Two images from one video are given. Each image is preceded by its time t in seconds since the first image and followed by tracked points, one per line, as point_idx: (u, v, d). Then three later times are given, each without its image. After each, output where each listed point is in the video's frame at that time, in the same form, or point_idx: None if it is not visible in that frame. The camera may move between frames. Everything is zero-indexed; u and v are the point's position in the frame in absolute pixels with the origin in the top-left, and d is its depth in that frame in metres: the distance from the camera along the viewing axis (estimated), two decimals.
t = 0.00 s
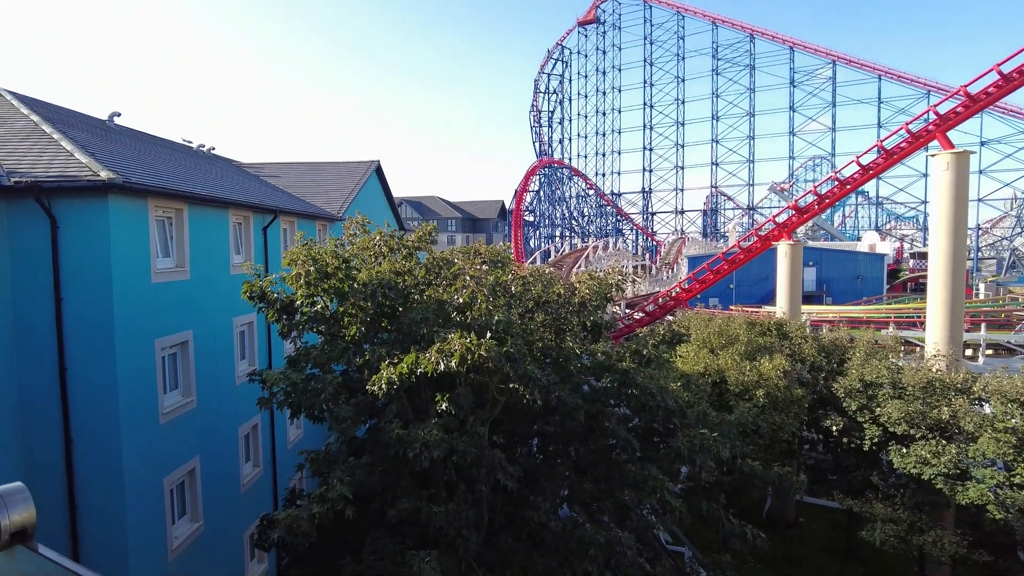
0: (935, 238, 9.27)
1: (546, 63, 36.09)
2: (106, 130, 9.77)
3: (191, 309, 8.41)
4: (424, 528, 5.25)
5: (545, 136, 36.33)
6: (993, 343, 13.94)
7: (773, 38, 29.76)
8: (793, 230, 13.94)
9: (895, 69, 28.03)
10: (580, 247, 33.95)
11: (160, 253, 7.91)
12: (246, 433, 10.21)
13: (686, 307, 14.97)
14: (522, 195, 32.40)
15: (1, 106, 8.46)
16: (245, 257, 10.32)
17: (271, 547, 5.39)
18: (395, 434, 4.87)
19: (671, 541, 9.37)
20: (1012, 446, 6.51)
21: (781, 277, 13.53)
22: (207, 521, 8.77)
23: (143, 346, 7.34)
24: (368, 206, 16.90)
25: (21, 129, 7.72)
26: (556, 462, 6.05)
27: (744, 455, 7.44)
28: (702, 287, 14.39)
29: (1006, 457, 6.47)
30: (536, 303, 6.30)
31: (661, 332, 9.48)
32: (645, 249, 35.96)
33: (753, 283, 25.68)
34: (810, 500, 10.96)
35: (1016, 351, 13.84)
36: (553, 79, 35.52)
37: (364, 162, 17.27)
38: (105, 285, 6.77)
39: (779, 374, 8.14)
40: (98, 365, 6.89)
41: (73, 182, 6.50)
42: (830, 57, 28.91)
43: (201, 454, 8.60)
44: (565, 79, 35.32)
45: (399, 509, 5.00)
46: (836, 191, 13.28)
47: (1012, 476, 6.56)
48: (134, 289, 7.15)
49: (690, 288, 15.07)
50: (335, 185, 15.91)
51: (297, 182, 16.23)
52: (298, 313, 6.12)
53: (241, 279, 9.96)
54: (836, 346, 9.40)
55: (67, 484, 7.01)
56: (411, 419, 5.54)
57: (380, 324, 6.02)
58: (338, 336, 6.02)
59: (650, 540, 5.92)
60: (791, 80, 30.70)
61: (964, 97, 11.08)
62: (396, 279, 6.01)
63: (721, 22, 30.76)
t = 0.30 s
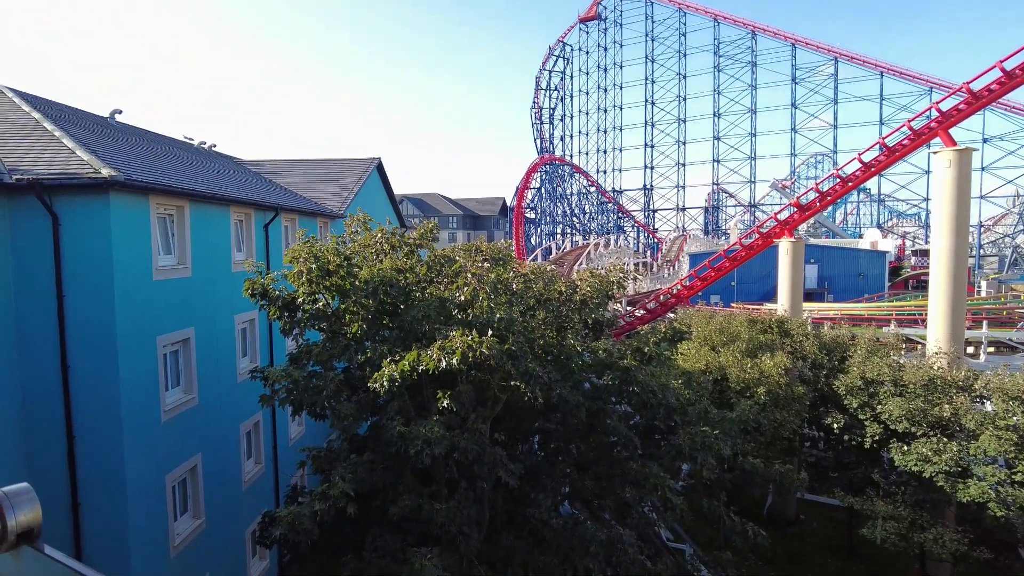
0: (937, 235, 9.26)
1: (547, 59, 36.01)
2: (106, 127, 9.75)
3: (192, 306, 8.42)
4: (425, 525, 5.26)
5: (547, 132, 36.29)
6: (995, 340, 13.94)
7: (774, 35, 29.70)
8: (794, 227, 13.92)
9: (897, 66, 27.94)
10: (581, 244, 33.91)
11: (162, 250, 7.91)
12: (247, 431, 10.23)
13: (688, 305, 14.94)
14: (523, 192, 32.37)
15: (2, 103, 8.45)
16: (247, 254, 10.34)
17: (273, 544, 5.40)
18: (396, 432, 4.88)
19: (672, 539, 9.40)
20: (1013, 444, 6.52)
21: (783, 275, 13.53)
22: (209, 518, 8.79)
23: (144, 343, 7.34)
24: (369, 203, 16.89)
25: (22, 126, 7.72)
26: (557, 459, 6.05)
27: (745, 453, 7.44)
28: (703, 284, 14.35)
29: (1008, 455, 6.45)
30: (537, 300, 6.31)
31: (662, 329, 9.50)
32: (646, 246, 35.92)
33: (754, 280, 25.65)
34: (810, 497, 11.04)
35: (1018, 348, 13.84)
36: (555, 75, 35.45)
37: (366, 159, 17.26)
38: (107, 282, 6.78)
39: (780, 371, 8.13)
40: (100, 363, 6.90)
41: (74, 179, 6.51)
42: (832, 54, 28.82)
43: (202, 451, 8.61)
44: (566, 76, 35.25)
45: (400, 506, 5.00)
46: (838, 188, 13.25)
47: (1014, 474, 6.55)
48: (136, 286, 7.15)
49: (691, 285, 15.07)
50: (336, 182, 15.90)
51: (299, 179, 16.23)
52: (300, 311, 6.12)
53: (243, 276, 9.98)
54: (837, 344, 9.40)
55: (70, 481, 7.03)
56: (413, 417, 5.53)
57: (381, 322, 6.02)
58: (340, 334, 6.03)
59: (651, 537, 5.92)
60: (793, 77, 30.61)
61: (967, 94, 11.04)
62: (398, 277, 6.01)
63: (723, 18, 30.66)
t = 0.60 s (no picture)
0: (938, 235, 9.25)
1: (548, 59, 35.96)
2: (108, 127, 9.77)
3: (194, 305, 8.43)
4: (426, 524, 5.26)
5: (548, 132, 36.28)
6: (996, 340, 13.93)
7: (776, 34, 29.63)
8: (796, 227, 13.89)
9: (899, 65, 27.89)
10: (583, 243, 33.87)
11: (163, 250, 7.93)
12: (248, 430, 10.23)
13: (689, 304, 14.90)
14: (524, 190, 32.34)
15: (4, 103, 8.47)
16: (248, 254, 10.35)
17: (274, 543, 5.41)
18: (397, 431, 4.88)
19: (673, 538, 9.41)
20: (1015, 444, 6.50)
21: (784, 274, 13.51)
22: (210, 517, 8.80)
23: (146, 342, 7.35)
24: (371, 202, 16.90)
25: (24, 125, 7.73)
26: (558, 459, 6.05)
27: (746, 452, 7.44)
28: (704, 284, 14.31)
29: (1010, 454, 6.44)
30: (538, 300, 6.31)
31: (663, 329, 9.50)
32: (648, 245, 35.89)
33: (755, 280, 25.64)
34: (811, 496, 11.05)
35: (1020, 348, 13.82)
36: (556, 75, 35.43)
37: (367, 158, 17.26)
38: (108, 281, 6.79)
39: (781, 371, 8.13)
40: (102, 363, 6.92)
41: (76, 178, 6.52)
42: (834, 53, 28.77)
43: (204, 450, 8.62)
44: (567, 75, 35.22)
45: (402, 505, 5.00)
46: (840, 188, 13.23)
47: (1015, 474, 6.54)
48: (138, 286, 7.17)
49: (693, 285, 15.05)
50: (338, 181, 15.91)
51: (300, 179, 16.24)
52: (302, 310, 6.13)
53: (244, 276, 9.99)
54: (839, 343, 9.39)
55: (72, 480, 7.04)
56: (414, 416, 5.54)
57: (383, 321, 6.03)
58: (341, 333, 6.04)
59: (652, 536, 5.92)
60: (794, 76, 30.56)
61: (969, 92, 11.02)
62: (399, 277, 6.02)
63: (724, 17, 30.61)
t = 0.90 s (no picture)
0: (940, 235, 9.23)
1: (549, 58, 35.93)
2: (109, 127, 9.78)
3: (195, 304, 8.43)
4: (427, 523, 5.25)
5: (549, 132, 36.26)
6: (998, 339, 13.91)
7: (777, 33, 29.60)
8: (797, 226, 13.88)
9: (900, 64, 27.86)
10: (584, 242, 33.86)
11: (164, 249, 7.93)
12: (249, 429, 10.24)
13: (690, 304, 14.89)
14: (525, 190, 32.33)
15: (5, 103, 8.47)
16: (249, 253, 10.35)
17: (275, 543, 5.41)
18: (398, 430, 4.87)
19: (674, 538, 9.40)
20: (1016, 444, 6.49)
21: (785, 274, 13.50)
22: (211, 516, 8.80)
23: (147, 342, 7.35)
24: (371, 202, 16.90)
25: (25, 125, 7.74)
26: (559, 458, 6.05)
27: (747, 452, 7.43)
28: (705, 284, 14.29)
29: (1011, 454, 6.42)
30: (539, 299, 6.31)
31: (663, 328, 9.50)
32: (649, 245, 35.88)
33: (756, 279, 25.64)
34: (812, 496, 11.05)
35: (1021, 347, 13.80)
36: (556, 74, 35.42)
37: (368, 158, 17.27)
38: (109, 281, 6.80)
39: (782, 371, 8.12)
40: (103, 363, 6.93)
41: (77, 178, 6.53)
42: (835, 52, 28.74)
43: (205, 450, 8.63)
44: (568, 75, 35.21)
45: (403, 505, 5.00)
46: (841, 187, 13.23)
47: (1017, 474, 6.52)
48: (139, 285, 7.17)
49: (693, 284, 15.04)
50: (339, 181, 15.92)
51: (301, 178, 16.24)
52: (302, 310, 6.13)
53: (245, 276, 9.99)
54: (840, 343, 9.37)
55: (73, 479, 7.06)
56: (415, 415, 5.54)
57: (384, 321, 6.03)
58: (342, 333, 6.04)
59: (653, 536, 5.91)
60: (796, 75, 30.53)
61: (970, 92, 11.01)
62: (400, 276, 6.01)
63: (724, 17, 30.60)
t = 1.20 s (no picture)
0: (941, 234, 9.21)
1: (549, 58, 35.92)
2: (110, 126, 9.78)
3: (195, 303, 8.43)
4: (427, 522, 5.25)
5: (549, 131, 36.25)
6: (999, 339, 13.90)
7: (778, 32, 29.58)
8: (798, 226, 13.86)
9: (901, 63, 27.85)
10: (585, 242, 33.86)
11: (165, 248, 7.93)
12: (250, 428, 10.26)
13: (691, 303, 14.89)
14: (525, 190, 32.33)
15: (6, 102, 8.47)
16: (250, 252, 10.35)
17: (275, 541, 5.41)
18: (398, 429, 4.87)
19: (673, 537, 9.41)
20: (1017, 443, 6.48)
21: (785, 273, 13.48)
22: (212, 515, 8.80)
23: (147, 341, 7.35)
24: (372, 201, 16.91)
25: (26, 124, 7.74)
26: (559, 458, 6.04)
27: (747, 451, 7.43)
28: (705, 283, 14.29)
29: (1012, 453, 6.41)
30: (539, 298, 6.31)
31: (664, 327, 9.50)
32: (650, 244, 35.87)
33: (757, 278, 25.64)
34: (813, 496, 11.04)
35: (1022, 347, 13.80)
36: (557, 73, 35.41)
37: (369, 157, 17.28)
38: (110, 280, 6.80)
39: (783, 370, 8.11)
40: (104, 361, 6.93)
41: (77, 177, 6.53)
42: (835, 51, 28.73)
43: (205, 449, 8.63)
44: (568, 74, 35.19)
45: (403, 504, 4.99)
46: (841, 186, 13.22)
47: (1017, 473, 6.51)
48: (139, 284, 7.17)
49: (694, 283, 15.03)
50: (339, 180, 15.93)
51: (302, 178, 16.25)
52: (303, 309, 6.12)
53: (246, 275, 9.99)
54: (841, 342, 9.36)
55: (74, 478, 7.07)
56: (415, 414, 5.53)
57: (384, 319, 6.04)
58: (343, 332, 6.04)
59: (653, 535, 5.90)
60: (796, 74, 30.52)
61: (970, 91, 11.00)
62: (400, 275, 6.02)
63: (725, 16, 30.60)
